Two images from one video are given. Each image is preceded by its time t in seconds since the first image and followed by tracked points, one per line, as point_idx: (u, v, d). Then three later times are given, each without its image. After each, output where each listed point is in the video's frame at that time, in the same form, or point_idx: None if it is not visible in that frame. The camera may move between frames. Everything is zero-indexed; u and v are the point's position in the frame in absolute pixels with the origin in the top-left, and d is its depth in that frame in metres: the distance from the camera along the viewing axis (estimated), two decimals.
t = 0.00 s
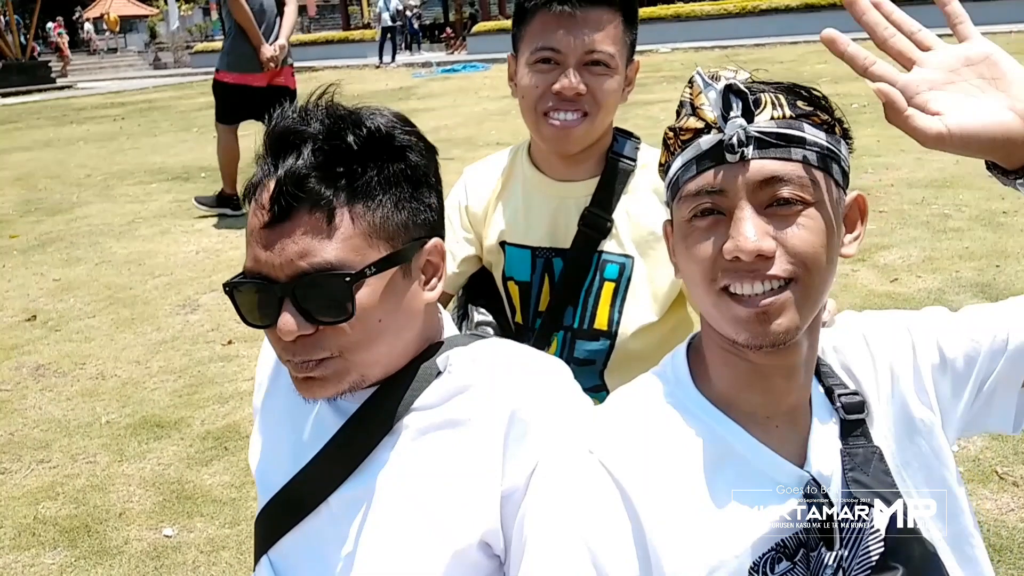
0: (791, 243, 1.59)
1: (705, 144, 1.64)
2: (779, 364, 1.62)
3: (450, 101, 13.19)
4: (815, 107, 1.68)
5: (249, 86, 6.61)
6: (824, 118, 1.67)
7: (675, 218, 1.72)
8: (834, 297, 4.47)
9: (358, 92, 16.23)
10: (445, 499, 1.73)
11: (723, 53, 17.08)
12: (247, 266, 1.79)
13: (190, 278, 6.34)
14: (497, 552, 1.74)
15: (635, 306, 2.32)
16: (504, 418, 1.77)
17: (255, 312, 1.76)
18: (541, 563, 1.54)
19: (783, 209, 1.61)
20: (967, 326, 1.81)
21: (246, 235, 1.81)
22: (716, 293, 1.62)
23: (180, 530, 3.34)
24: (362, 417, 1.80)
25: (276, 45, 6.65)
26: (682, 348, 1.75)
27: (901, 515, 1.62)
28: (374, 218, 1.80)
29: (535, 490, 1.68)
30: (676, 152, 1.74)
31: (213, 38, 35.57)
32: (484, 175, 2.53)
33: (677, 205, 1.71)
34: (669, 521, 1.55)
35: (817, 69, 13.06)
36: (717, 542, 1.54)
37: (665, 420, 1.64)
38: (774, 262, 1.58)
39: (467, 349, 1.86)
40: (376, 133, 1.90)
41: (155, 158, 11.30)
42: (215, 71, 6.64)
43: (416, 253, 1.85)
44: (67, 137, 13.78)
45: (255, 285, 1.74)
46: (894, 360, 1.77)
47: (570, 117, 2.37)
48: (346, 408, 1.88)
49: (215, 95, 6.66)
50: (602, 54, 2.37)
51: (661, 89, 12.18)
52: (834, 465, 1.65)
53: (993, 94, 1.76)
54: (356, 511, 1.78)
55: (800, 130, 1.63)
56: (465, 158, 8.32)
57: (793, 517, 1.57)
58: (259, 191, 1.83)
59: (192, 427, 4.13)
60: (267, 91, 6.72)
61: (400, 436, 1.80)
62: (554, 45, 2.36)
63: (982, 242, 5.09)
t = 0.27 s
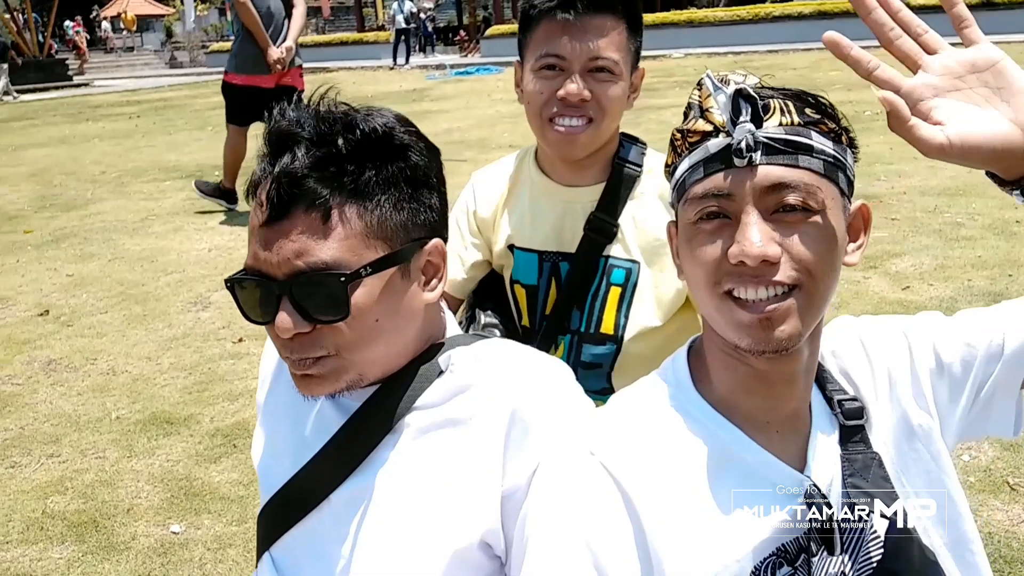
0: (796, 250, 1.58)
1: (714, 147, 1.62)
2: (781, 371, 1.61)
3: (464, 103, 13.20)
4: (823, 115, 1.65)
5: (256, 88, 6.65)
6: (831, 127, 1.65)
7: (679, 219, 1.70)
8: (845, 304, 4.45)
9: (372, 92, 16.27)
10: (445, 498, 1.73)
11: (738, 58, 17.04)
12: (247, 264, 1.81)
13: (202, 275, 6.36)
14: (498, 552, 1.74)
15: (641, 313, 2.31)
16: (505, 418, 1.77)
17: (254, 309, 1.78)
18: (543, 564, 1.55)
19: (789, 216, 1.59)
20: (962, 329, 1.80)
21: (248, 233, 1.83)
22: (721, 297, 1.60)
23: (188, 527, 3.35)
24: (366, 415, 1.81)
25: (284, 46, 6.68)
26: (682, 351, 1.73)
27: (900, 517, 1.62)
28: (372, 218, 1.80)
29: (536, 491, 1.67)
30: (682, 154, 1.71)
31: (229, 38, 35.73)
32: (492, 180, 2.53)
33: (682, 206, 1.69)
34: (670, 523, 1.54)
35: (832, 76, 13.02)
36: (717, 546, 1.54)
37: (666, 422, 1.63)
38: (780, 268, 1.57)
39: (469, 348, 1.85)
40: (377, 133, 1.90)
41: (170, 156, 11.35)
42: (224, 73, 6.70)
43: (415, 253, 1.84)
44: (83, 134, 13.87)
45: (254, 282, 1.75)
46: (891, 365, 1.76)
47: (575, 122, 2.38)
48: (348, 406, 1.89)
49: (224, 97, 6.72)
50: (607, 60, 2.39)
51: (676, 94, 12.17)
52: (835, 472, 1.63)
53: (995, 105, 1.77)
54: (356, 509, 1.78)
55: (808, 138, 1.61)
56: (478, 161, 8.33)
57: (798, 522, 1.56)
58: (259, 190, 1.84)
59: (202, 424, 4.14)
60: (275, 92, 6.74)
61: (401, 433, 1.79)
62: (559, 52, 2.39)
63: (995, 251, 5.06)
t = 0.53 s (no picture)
0: (801, 259, 1.56)
1: (721, 152, 1.60)
2: (781, 378, 1.59)
3: (479, 104, 13.21)
4: (831, 124, 1.63)
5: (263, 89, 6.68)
6: (839, 136, 1.63)
7: (684, 222, 1.68)
8: (857, 312, 4.43)
9: (387, 92, 16.30)
10: (446, 500, 1.73)
11: (754, 64, 17.00)
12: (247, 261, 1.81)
13: (214, 272, 6.38)
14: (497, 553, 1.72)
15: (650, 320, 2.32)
16: (505, 420, 1.76)
17: (253, 306, 1.79)
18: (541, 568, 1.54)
19: (795, 223, 1.57)
20: (961, 336, 1.81)
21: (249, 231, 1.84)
22: (724, 303, 1.58)
23: (194, 522, 3.36)
24: (367, 414, 1.80)
25: (291, 48, 6.69)
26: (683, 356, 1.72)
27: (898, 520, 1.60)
28: (368, 220, 1.79)
29: (535, 493, 1.66)
30: (689, 157, 1.69)
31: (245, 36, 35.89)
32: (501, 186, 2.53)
33: (688, 210, 1.67)
34: (668, 525, 1.52)
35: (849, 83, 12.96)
36: (717, 551, 1.52)
37: (667, 426, 1.62)
38: (784, 276, 1.55)
39: (471, 349, 1.85)
40: (378, 135, 1.89)
41: (184, 153, 11.41)
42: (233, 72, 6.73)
43: (413, 256, 1.83)
44: (99, 129, 13.95)
45: (252, 280, 1.76)
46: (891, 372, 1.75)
47: (581, 131, 2.37)
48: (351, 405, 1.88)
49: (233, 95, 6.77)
50: (613, 69, 2.38)
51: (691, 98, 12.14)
52: (834, 477, 1.62)
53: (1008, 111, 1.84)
54: (357, 508, 1.78)
55: (815, 146, 1.59)
56: (491, 162, 8.33)
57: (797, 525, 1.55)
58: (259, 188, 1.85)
59: (211, 420, 4.15)
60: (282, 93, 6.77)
61: (402, 433, 1.79)
62: (565, 60, 2.37)
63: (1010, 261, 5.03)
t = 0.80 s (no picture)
0: (805, 268, 1.54)
1: (727, 160, 1.58)
2: (783, 388, 1.58)
3: (496, 104, 13.21)
4: (838, 133, 1.61)
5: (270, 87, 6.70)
6: (846, 146, 1.61)
7: (689, 229, 1.66)
8: (871, 317, 4.39)
9: (404, 91, 16.33)
10: (445, 501, 1.72)
11: (773, 67, 16.91)
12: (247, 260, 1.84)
13: (228, 267, 6.40)
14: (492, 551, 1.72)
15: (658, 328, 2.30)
16: (505, 423, 1.75)
17: (251, 304, 1.82)
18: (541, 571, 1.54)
19: (800, 233, 1.55)
20: (959, 344, 1.78)
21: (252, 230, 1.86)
22: (727, 312, 1.57)
23: (201, 516, 3.36)
24: (369, 415, 1.80)
25: (298, 48, 6.69)
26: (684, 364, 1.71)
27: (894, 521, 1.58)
28: (361, 228, 1.78)
29: (536, 498, 1.65)
30: (695, 165, 1.67)
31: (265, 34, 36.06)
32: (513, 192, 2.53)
33: (693, 217, 1.65)
34: (668, 532, 1.51)
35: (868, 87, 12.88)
36: (716, 555, 1.51)
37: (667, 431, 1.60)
38: (788, 285, 1.53)
39: (474, 353, 1.84)
40: (380, 141, 1.87)
41: (201, 149, 11.47)
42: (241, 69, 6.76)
43: (408, 263, 1.81)
44: (117, 124, 14.05)
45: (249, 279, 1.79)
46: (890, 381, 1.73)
47: (590, 139, 2.36)
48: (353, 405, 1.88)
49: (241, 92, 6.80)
50: (621, 77, 2.37)
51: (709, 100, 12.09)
52: (833, 484, 1.60)
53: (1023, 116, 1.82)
54: (356, 508, 1.78)
55: (822, 156, 1.57)
56: (507, 162, 8.32)
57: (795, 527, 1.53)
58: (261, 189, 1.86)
59: (220, 415, 4.16)
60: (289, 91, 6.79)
61: (403, 434, 1.79)
62: (573, 69, 2.37)
63: None
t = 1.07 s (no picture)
0: (807, 279, 1.53)
1: (732, 170, 1.57)
2: (783, 399, 1.57)
3: (515, 99, 13.18)
4: (843, 144, 1.60)
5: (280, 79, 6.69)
6: (851, 157, 1.59)
7: (692, 238, 1.65)
8: (885, 324, 4.36)
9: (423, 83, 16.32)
10: (442, 503, 1.72)
11: (795, 67, 16.80)
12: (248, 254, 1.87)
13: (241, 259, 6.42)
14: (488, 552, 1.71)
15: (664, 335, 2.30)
16: (504, 428, 1.75)
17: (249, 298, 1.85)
18: None
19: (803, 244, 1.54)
20: (962, 356, 1.76)
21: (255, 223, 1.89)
22: (728, 322, 1.56)
23: (207, 509, 3.38)
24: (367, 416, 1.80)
25: (309, 41, 6.69)
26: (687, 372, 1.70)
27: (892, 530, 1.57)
28: (349, 237, 1.77)
29: (534, 504, 1.65)
30: (700, 174, 1.65)
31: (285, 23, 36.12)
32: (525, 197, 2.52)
33: (696, 226, 1.63)
34: (664, 538, 1.51)
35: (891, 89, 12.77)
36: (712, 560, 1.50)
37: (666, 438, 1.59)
38: (790, 297, 1.52)
39: (475, 356, 1.84)
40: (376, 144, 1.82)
41: (218, 138, 11.51)
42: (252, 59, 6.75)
43: (397, 272, 1.79)
44: (136, 111, 14.11)
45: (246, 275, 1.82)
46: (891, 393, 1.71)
47: (598, 146, 2.35)
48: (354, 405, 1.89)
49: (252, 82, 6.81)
50: (630, 84, 2.34)
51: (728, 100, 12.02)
52: (832, 493, 1.60)
53: None
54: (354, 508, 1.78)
55: (827, 167, 1.55)
56: (524, 158, 8.30)
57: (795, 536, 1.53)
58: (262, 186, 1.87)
59: (229, 408, 4.18)
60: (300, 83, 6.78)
61: (403, 435, 1.79)
62: (582, 75, 2.35)
63: None
